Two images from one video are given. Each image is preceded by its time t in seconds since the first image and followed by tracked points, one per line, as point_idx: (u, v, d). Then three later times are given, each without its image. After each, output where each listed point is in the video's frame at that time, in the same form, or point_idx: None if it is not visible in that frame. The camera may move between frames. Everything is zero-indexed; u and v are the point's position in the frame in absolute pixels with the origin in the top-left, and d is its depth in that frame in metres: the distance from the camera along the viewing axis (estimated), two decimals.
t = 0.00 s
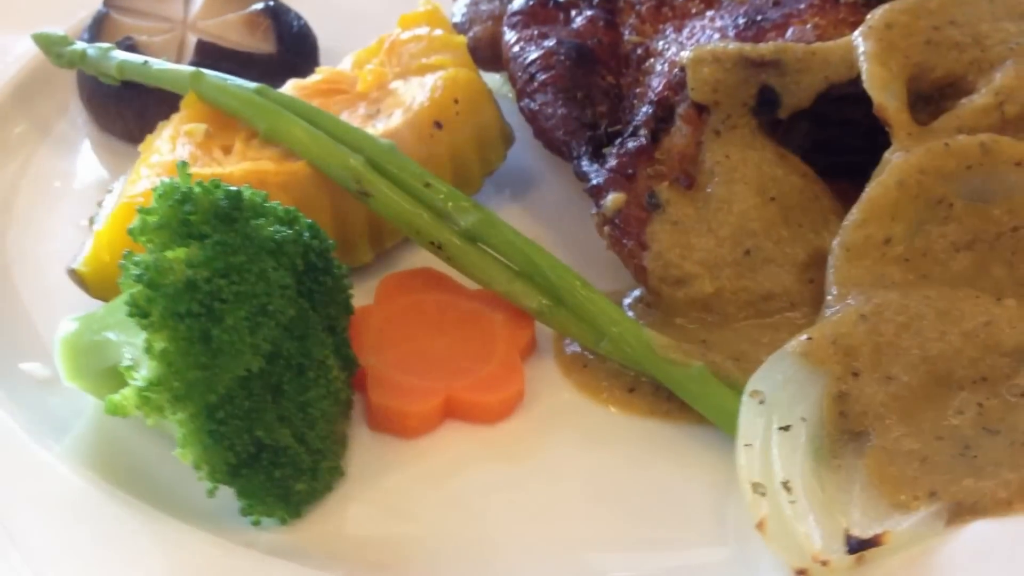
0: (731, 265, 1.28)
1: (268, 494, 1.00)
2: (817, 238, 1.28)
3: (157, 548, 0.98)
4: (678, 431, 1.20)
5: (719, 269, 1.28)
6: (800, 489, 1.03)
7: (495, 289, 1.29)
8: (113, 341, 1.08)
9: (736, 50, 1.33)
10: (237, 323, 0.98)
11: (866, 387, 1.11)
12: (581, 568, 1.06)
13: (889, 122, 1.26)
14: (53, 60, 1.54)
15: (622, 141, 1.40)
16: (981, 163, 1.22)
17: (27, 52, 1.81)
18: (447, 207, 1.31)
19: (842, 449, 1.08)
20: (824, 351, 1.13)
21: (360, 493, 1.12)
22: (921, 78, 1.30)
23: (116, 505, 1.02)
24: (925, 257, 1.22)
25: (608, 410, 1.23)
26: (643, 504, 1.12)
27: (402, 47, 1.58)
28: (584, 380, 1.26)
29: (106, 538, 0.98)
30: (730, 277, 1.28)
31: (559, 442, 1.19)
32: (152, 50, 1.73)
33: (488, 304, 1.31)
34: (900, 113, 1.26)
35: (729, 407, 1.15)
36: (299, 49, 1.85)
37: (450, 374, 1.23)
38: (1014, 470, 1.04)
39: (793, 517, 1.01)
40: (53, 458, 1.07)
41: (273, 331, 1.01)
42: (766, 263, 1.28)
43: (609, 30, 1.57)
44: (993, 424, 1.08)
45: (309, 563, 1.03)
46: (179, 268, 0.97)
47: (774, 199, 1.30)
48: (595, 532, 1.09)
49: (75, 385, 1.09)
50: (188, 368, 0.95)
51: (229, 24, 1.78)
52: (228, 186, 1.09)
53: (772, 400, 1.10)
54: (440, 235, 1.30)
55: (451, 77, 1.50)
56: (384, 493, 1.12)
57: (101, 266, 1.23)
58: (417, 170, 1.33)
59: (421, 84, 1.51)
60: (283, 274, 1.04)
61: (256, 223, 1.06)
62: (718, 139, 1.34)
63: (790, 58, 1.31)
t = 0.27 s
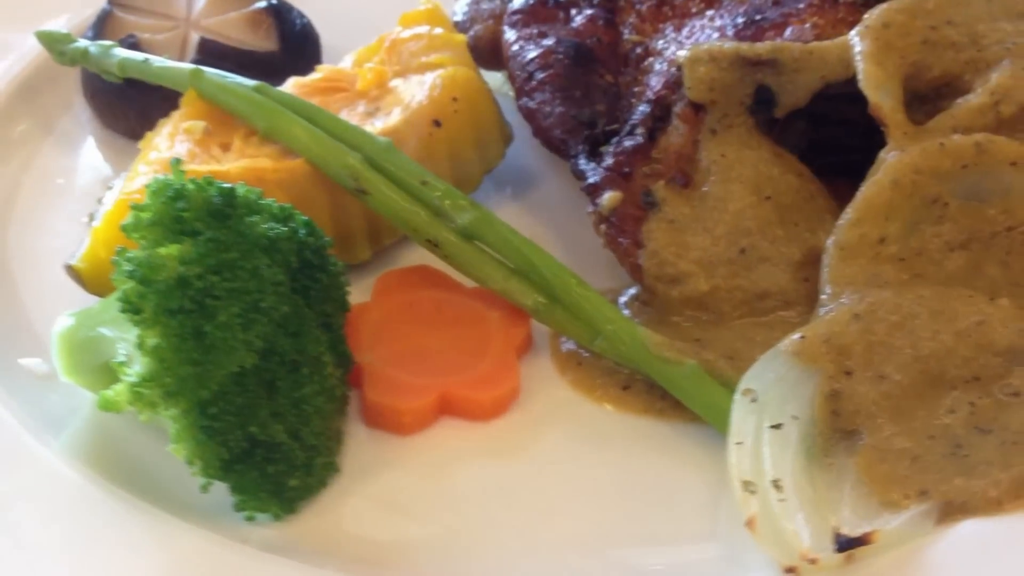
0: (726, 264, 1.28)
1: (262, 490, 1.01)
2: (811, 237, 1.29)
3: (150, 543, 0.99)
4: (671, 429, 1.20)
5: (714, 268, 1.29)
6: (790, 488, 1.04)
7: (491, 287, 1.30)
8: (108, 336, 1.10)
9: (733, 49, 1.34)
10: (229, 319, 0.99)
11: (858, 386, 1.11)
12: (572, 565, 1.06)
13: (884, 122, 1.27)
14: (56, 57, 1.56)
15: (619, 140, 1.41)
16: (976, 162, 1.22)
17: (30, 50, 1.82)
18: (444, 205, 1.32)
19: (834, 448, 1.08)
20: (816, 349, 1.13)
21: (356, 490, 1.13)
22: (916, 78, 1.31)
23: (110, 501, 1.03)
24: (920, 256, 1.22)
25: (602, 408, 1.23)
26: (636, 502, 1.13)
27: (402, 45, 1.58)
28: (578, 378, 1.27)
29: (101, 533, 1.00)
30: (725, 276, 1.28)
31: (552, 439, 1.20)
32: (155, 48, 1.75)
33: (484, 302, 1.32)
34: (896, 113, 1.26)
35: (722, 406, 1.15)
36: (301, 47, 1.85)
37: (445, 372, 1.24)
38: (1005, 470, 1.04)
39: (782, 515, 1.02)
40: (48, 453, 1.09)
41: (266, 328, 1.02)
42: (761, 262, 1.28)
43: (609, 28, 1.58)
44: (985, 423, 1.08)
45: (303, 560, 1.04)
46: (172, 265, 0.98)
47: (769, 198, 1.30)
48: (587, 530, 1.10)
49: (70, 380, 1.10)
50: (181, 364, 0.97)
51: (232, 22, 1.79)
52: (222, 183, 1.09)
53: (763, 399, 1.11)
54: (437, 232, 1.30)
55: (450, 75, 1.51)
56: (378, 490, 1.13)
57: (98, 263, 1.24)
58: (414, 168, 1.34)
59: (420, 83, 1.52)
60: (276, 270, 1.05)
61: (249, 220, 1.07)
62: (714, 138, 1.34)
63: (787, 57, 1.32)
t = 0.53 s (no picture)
0: (719, 265, 1.29)
1: (254, 487, 1.02)
2: (805, 239, 1.29)
3: (142, 537, 1.00)
4: (663, 429, 1.20)
5: (708, 269, 1.29)
6: (777, 488, 1.04)
7: (486, 287, 1.30)
8: (102, 333, 1.11)
9: (728, 51, 1.35)
10: (219, 316, 1.00)
11: (849, 387, 1.12)
12: (561, 563, 1.07)
13: (878, 124, 1.27)
14: (57, 54, 1.58)
15: (614, 140, 1.41)
16: (970, 165, 1.22)
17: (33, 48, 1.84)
18: (440, 204, 1.32)
19: (823, 448, 1.08)
20: (807, 350, 1.14)
21: (346, 487, 1.13)
22: (911, 81, 1.32)
23: (103, 495, 1.04)
24: (913, 259, 1.22)
25: (594, 407, 1.24)
26: (626, 502, 1.13)
27: (401, 45, 1.59)
28: (571, 377, 1.27)
29: (94, 527, 1.01)
30: (719, 276, 1.29)
31: (544, 438, 1.21)
32: (157, 46, 1.76)
33: (479, 301, 1.32)
34: (890, 115, 1.27)
35: (713, 406, 1.16)
36: (302, 46, 1.86)
37: (439, 370, 1.24)
38: (993, 472, 1.04)
39: (769, 516, 1.02)
40: (42, 448, 1.10)
41: (256, 325, 1.02)
42: (754, 263, 1.28)
43: (606, 29, 1.59)
44: (974, 425, 1.09)
45: (292, 556, 1.05)
46: (162, 262, 0.99)
47: (763, 199, 1.30)
48: (576, 528, 1.10)
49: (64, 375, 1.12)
50: (171, 360, 0.98)
51: (233, 21, 1.80)
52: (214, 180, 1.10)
53: (753, 399, 1.11)
54: (431, 231, 1.31)
55: (448, 75, 1.52)
56: (370, 488, 1.13)
57: (94, 260, 1.25)
58: (410, 167, 1.35)
59: (418, 82, 1.53)
60: (267, 268, 1.06)
61: (241, 217, 1.08)
62: (709, 139, 1.35)
63: (782, 58, 1.32)
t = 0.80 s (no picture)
0: (712, 267, 1.29)
1: (243, 484, 1.03)
2: (797, 242, 1.29)
3: (131, 532, 1.01)
4: (653, 431, 1.20)
5: (700, 271, 1.29)
6: (763, 491, 1.04)
7: (479, 287, 1.31)
8: (94, 329, 1.13)
9: (723, 53, 1.35)
10: (209, 313, 1.00)
11: (838, 390, 1.12)
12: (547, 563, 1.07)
13: (871, 128, 1.27)
14: (58, 53, 1.60)
15: (609, 142, 1.42)
16: (962, 169, 1.22)
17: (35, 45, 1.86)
18: (434, 204, 1.33)
19: (811, 452, 1.08)
20: (797, 353, 1.14)
21: (335, 485, 1.14)
22: (906, 85, 1.32)
23: (93, 490, 1.05)
24: (904, 263, 1.23)
25: (584, 408, 1.24)
26: (613, 502, 1.13)
27: (399, 45, 1.60)
28: (561, 378, 1.28)
29: (83, 521, 1.02)
30: (711, 279, 1.29)
31: (534, 438, 1.21)
32: (157, 45, 1.77)
33: (470, 301, 1.33)
34: (883, 119, 1.27)
35: (702, 407, 1.16)
36: (302, 45, 1.87)
37: (430, 370, 1.25)
38: (980, 476, 1.05)
39: (754, 518, 1.03)
40: (34, 442, 1.11)
41: (246, 322, 1.03)
42: (746, 266, 1.29)
43: (604, 31, 1.59)
44: (962, 430, 1.09)
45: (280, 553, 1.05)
46: (153, 258, 0.99)
47: (756, 202, 1.31)
48: (564, 528, 1.11)
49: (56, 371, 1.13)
50: (160, 356, 0.98)
51: (234, 21, 1.82)
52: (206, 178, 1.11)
53: (741, 402, 1.11)
54: (425, 231, 1.32)
55: (445, 76, 1.52)
56: (359, 485, 1.14)
57: (88, 258, 1.26)
58: (404, 167, 1.35)
59: (415, 83, 1.54)
60: (258, 266, 1.07)
61: (232, 215, 1.08)
62: (703, 141, 1.35)
63: (776, 62, 1.33)
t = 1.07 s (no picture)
0: (703, 270, 1.30)
1: (231, 482, 1.04)
2: (788, 246, 1.30)
3: (118, 528, 1.02)
4: (642, 433, 1.21)
5: (690, 274, 1.30)
6: (747, 494, 1.04)
7: (470, 288, 1.31)
8: (85, 326, 1.13)
9: (716, 57, 1.35)
10: (196, 311, 1.01)
11: (825, 394, 1.12)
12: (533, 563, 1.08)
13: (863, 133, 1.27)
14: (58, 51, 1.61)
15: (603, 145, 1.42)
16: (953, 175, 1.22)
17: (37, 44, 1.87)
18: (427, 205, 1.34)
19: (797, 455, 1.08)
20: (785, 357, 1.15)
21: (323, 484, 1.15)
22: (899, 90, 1.32)
23: (82, 485, 1.06)
24: (894, 268, 1.23)
25: (573, 409, 1.25)
26: (600, 504, 1.14)
27: (397, 47, 1.61)
28: (551, 380, 1.28)
29: (71, 516, 1.02)
30: (702, 282, 1.30)
31: (523, 439, 1.22)
32: (157, 44, 1.78)
33: (461, 300, 1.34)
34: (875, 124, 1.27)
35: (691, 410, 1.16)
36: (302, 46, 1.87)
37: (419, 370, 1.25)
38: (964, 482, 1.05)
39: (737, 521, 1.02)
40: (25, 438, 1.12)
41: (233, 321, 1.04)
42: (737, 269, 1.29)
43: (601, 34, 1.60)
44: (949, 435, 1.09)
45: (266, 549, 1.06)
46: (141, 257, 1.00)
47: (748, 206, 1.31)
48: (550, 529, 1.11)
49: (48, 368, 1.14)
50: (147, 354, 0.99)
51: (234, 20, 1.82)
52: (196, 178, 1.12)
53: (729, 405, 1.11)
54: (417, 232, 1.32)
55: (441, 78, 1.53)
56: (347, 485, 1.15)
57: (81, 255, 1.27)
58: (397, 168, 1.36)
59: (411, 84, 1.54)
60: (247, 265, 1.08)
61: (222, 214, 1.09)
62: (696, 145, 1.35)
63: (770, 66, 1.33)
